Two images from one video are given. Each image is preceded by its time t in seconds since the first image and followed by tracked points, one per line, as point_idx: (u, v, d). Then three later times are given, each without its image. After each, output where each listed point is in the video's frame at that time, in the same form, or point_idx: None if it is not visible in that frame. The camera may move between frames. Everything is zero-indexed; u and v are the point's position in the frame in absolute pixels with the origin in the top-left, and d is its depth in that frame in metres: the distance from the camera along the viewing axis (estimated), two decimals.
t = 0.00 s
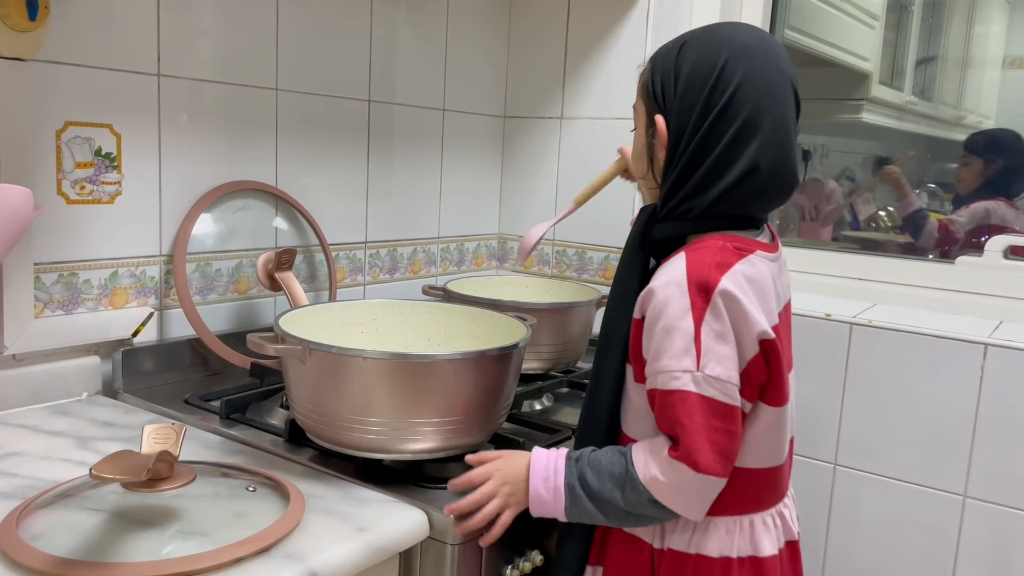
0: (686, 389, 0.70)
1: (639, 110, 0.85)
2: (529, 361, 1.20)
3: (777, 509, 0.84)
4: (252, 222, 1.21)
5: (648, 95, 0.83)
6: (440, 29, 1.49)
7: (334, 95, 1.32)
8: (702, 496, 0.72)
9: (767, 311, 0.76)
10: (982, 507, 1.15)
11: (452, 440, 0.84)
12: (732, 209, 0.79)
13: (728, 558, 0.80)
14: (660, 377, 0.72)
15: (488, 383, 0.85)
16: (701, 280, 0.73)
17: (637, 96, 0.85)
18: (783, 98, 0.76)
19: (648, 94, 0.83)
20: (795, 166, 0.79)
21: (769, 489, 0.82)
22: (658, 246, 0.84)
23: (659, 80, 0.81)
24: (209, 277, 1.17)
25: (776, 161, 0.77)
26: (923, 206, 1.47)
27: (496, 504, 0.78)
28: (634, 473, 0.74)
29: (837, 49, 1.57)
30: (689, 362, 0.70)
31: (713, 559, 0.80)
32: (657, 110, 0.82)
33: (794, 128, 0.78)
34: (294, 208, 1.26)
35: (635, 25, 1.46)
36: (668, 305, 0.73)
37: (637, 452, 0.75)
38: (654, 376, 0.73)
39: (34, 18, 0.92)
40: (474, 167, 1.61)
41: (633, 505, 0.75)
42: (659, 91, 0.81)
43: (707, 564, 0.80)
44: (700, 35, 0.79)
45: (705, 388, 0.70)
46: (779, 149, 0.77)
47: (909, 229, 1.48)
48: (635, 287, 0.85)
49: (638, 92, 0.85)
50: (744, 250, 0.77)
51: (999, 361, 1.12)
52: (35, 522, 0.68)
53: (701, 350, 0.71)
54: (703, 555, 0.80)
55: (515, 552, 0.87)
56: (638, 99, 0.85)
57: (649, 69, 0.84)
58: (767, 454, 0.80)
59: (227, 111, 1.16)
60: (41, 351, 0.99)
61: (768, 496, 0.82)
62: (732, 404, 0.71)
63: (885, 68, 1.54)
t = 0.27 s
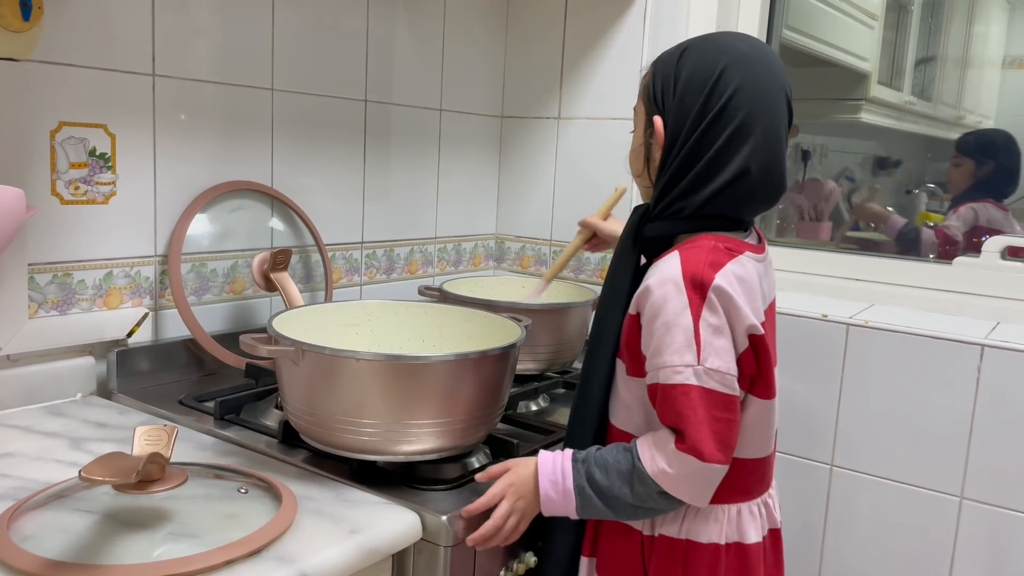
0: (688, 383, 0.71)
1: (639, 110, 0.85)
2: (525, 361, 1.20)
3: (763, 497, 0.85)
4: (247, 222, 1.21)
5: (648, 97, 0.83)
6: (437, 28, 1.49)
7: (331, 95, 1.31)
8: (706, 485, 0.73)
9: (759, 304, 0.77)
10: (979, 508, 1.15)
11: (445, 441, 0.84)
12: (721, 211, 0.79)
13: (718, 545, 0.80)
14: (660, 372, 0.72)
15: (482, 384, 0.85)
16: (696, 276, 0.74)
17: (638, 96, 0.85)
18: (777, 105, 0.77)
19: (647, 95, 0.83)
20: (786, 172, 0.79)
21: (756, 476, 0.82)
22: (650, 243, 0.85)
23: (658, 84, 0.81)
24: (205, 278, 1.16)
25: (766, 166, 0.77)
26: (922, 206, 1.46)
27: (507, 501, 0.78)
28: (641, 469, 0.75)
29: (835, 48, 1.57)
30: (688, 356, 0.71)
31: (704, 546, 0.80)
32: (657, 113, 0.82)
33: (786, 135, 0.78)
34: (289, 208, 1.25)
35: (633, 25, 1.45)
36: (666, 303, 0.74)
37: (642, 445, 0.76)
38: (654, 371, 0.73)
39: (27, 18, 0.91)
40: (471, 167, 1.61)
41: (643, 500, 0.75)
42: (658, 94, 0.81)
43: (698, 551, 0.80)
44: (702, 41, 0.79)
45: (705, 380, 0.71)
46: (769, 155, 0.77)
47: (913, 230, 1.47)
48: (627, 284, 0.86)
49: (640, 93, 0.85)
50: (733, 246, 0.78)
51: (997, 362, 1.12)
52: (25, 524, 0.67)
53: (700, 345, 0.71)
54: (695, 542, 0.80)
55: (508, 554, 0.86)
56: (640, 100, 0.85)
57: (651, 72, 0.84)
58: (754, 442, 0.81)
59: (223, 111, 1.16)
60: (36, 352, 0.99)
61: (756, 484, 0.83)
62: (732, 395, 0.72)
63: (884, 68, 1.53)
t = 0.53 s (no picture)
0: (681, 378, 0.71)
1: (634, 110, 0.85)
2: (526, 360, 1.20)
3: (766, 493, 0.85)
4: (248, 221, 1.21)
5: (643, 97, 0.83)
6: (438, 27, 1.49)
7: (331, 94, 1.31)
8: (695, 481, 0.73)
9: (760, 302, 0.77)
10: (980, 507, 1.14)
11: (445, 439, 0.84)
12: (720, 210, 0.79)
13: (720, 539, 0.80)
14: (659, 367, 0.72)
15: (482, 383, 0.85)
16: (697, 273, 0.74)
17: (633, 97, 0.85)
18: (772, 104, 0.77)
19: (642, 96, 0.83)
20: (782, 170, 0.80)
21: (759, 471, 0.83)
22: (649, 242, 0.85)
23: (653, 84, 0.81)
24: (205, 276, 1.16)
25: (763, 165, 0.77)
26: (923, 205, 1.46)
27: (507, 497, 0.79)
28: (633, 465, 0.75)
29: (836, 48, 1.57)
30: (684, 352, 0.71)
31: (706, 540, 0.80)
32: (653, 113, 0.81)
33: (782, 133, 0.78)
34: (290, 207, 1.25)
35: (634, 24, 1.45)
36: (667, 298, 0.73)
37: (635, 440, 0.76)
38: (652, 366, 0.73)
39: (29, 17, 0.91)
40: (472, 167, 1.61)
41: (636, 496, 0.75)
42: (654, 95, 0.81)
43: (700, 545, 0.80)
44: (697, 42, 0.79)
45: (699, 376, 0.71)
46: (766, 153, 0.77)
47: (915, 229, 1.47)
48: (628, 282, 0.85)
49: (635, 93, 0.84)
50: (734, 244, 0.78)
51: (998, 361, 1.12)
52: (26, 522, 0.67)
53: (696, 341, 0.71)
54: (698, 536, 0.80)
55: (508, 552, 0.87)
56: (634, 100, 0.85)
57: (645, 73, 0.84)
58: (758, 436, 0.81)
59: (224, 110, 1.16)
60: (36, 350, 0.99)
61: (758, 479, 0.83)
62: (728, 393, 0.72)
63: (885, 67, 1.53)
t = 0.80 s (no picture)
0: (686, 375, 0.72)
1: (644, 111, 0.84)
2: (529, 359, 1.20)
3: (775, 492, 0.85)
4: (252, 220, 1.21)
5: (654, 97, 0.82)
6: (441, 26, 1.49)
7: (334, 93, 1.32)
8: (696, 481, 0.74)
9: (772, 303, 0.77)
10: (983, 505, 1.15)
11: (449, 437, 0.84)
12: (735, 208, 0.79)
13: (726, 537, 0.80)
14: (668, 361, 0.73)
15: (485, 381, 0.85)
16: (710, 270, 0.74)
17: (643, 97, 0.85)
18: (785, 102, 0.78)
19: (654, 95, 0.83)
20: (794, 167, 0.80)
21: (766, 470, 0.83)
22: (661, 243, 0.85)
23: (666, 83, 0.81)
24: (209, 275, 1.17)
25: (778, 162, 0.78)
26: (926, 205, 1.46)
27: (512, 497, 0.80)
28: (633, 466, 0.76)
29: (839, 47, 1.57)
30: (692, 349, 0.72)
31: (714, 538, 0.80)
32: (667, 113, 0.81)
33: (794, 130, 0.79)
34: (294, 205, 1.26)
35: (637, 23, 1.45)
36: (678, 294, 0.74)
37: (636, 440, 0.77)
38: (661, 359, 0.74)
39: (34, 16, 0.92)
40: (474, 165, 1.61)
41: (638, 497, 0.76)
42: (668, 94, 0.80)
43: (707, 543, 0.80)
44: (708, 41, 0.80)
45: (705, 374, 0.71)
46: (781, 151, 0.78)
47: (918, 229, 1.48)
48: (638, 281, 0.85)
49: (644, 93, 0.84)
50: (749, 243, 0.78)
51: (1001, 360, 1.12)
52: (31, 519, 0.68)
53: (705, 338, 0.72)
54: (705, 534, 0.80)
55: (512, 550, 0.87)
56: (644, 101, 0.84)
57: (656, 72, 0.84)
58: (765, 436, 0.81)
59: (227, 108, 1.16)
60: (41, 348, 0.99)
61: (766, 479, 0.83)
62: (734, 393, 0.72)
63: (888, 66, 1.53)
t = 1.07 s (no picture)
0: (697, 369, 0.72)
1: (668, 113, 0.80)
2: (531, 358, 1.21)
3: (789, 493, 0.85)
4: (254, 220, 1.22)
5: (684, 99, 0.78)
6: (443, 26, 1.49)
7: (337, 93, 1.32)
8: (699, 479, 0.73)
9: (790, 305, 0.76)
10: (986, 506, 1.15)
11: (451, 436, 0.84)
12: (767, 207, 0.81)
13: (745, 538, 0.80)
14: (681, 355, 0.73)
15: (488, 379, 0.85)
16: (727, 267, 0.74)
17: (666, 98, 0.80)
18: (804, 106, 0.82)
19: (684, 95, 0.78)
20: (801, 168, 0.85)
21: (782, 471, 0.83)
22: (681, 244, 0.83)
23: (701, 81, 0.78)
24: (212, 275, 1.17)
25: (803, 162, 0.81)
26: (928, 205, 1.46)
27: (516, 496, 0.80)
28: (638, 462, 0.76)
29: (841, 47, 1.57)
30: (706, 345, 0.72)
31: (732, 540, 0.80)
32: (701, 114, 0.78)
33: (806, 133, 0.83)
34: (296, 205, 1.26)
35: (640, 23, 1.45)
36: (696, 290, 0.74)
37: (640, 438, 0.77)
38: (675, 355, 0.74)
39: (38, 16, 0.91)
40: (476, 165, 1.61)
41: (641, 495, 0.76)
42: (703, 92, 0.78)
43: (726, 545, 0.79)
44: (736, 41, 0.79)
45: (718, 371, 0.71)
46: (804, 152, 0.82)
47: (920, 229, 1.47)
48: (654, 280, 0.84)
49: (667, 93, 0.80)
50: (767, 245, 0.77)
51: (1003, 360, 1.12)
52: (36, 517, 0.68)
53: (719, 336, 0.72)
54: (724, 537, 0.79)
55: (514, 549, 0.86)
56: (668, 101, 0.80)
57: (679, 70, 0.79)
58: (780, 437, 0.81)
59: (230, 108, 1.16)
60: (44, 348, 1.00)
61: (781, 480, 0.83)
62: (744, 393, 0.72)
63: (890, 66, 1.53)
